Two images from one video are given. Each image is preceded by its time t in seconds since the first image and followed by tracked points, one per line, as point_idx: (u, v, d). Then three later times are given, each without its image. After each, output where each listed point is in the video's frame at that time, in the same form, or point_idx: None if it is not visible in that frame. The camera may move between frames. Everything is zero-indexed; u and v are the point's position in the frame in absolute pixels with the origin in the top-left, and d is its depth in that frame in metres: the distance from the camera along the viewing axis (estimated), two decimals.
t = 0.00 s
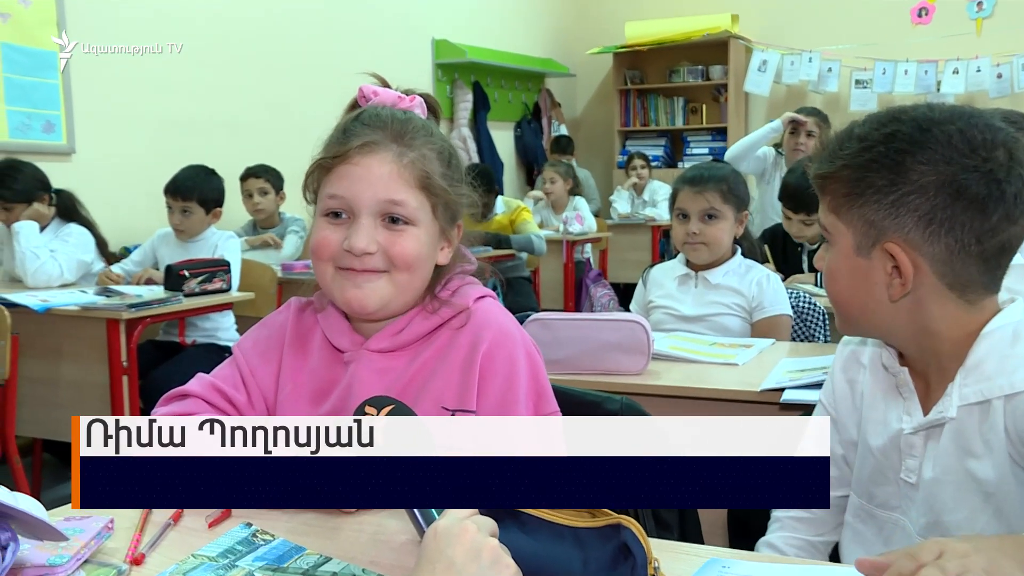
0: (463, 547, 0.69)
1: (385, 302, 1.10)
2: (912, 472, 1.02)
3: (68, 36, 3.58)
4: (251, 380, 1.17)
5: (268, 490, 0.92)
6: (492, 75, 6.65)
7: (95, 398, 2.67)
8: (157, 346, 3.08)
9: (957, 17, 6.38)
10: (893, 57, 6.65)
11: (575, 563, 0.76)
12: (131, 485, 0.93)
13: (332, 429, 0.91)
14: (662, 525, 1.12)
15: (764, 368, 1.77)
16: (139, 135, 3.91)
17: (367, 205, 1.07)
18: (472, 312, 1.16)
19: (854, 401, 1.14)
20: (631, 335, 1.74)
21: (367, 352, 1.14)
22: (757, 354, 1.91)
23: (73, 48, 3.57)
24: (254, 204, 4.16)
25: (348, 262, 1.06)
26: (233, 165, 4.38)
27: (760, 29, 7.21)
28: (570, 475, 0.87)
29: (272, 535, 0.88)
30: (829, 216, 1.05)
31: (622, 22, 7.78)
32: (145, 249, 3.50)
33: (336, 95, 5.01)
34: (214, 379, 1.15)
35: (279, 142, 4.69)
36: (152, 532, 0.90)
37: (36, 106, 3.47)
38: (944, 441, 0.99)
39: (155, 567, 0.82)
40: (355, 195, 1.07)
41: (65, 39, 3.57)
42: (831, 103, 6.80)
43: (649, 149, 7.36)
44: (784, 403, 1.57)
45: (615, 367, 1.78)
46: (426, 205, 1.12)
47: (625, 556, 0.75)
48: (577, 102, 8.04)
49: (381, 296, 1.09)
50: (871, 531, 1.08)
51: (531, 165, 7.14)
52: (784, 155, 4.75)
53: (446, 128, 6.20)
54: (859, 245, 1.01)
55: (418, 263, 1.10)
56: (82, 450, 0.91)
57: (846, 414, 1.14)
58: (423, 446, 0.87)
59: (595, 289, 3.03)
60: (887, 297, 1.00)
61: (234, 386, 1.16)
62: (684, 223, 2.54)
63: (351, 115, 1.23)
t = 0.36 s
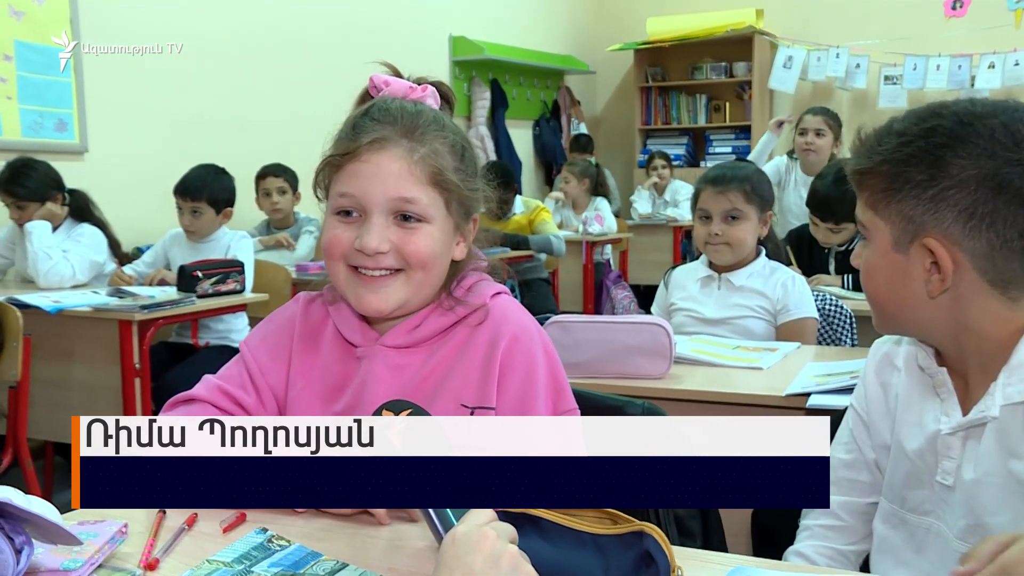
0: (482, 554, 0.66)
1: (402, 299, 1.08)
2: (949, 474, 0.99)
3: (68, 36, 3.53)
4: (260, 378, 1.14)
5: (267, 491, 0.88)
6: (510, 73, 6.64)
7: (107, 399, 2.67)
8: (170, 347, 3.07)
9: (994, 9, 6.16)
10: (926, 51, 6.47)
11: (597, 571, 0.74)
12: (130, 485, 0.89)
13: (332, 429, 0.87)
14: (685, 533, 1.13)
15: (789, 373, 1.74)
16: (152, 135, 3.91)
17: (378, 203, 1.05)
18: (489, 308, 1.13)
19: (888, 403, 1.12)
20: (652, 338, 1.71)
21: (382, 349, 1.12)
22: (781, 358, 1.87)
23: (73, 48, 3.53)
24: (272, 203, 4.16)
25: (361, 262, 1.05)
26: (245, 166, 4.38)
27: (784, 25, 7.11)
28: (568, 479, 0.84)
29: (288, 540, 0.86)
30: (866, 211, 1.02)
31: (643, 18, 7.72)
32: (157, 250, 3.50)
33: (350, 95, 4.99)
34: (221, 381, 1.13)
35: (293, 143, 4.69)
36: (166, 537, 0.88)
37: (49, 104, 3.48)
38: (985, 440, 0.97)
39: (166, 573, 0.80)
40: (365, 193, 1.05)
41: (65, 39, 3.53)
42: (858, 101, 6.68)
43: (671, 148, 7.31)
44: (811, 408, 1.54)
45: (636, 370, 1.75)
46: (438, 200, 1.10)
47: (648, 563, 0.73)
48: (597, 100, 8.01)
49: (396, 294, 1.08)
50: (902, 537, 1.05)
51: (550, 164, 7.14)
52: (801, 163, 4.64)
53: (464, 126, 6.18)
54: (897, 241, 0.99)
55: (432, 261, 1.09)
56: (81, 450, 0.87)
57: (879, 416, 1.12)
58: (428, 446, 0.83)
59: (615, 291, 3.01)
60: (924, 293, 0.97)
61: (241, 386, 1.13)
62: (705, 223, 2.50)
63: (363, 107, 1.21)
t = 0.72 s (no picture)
0: (499, 561, 0.63)
1: (420, 303, 1.06)
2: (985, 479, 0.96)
3: (69, 36, 3.50)
4: (275, 383, 1.12)
5: (264, 491, 0.92)
6: (526, 70, 6.61)
7: (117, 400, 2.65)
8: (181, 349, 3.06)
9: None
10: (959, 45, 6.32)
11: None
12: (129, 486, 0.94)
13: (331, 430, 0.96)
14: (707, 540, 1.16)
15: (814, 377, 1.70)
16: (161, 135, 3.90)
17: (388, 205, 1.03)
18: (509, 313, 1.10)
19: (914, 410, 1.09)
20: (673, 341, 1.68)
21: (399, 353, 1.10)
22: (806, 362, 1.84)
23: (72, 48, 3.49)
24: (288, 203, 4.14)
25: (375, 265, 1.02)
26: (255, 167, 4.37)
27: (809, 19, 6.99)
28: (558, 482, 0.93)
29: (302, 547, 0.83)
30: (898, 212, 0.99)
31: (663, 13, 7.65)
32: (167, 250, 3.50)
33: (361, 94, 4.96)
34: (235, 385, 1.10)
35: (303, 143, 4.67)
36: (178, 542, 0.86)
37: (58, 102, 3.48)
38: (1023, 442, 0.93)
39: None
40: (373, 195, 1.02)
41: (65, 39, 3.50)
42: (886, 97, 6.57)
43: (693, 145, 7.21)
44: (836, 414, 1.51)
45: (657, 374, 1.72)
46: (449, 196, 1.07)
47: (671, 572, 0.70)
48: (617, 97, 7.94)
49: (414, 296, 1.05)
50: (933, 547, 1.02)
51: (568, 163, 7.10)
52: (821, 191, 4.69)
53: (479, 124, 6.15)
54: (934, 240, 0.95)
55: (448, 259, 1.06)
56: (82, 450, 0.94)
57: (903, 423, 1.09)
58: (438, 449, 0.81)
59: (634, 293, 2.97)
60: (965, 292, 0.94)
61: (255, 391, 1.11)
62: (727, 223, 2.48)
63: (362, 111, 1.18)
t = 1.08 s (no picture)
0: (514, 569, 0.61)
1: (425, 313, 1.03)
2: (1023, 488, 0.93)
3: (69, 36, 3.49)
4: (281, 386, 1.10)
5: (265, 492, 0.91)
6: (541, 65, 6.57)
7: (123, 402, 2.64)
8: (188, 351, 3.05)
9: None
10: (988, 37, 6.20)
11: None
12: (130, 486, 0.93)
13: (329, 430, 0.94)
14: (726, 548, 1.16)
15: (837, 381, 1.67)
16: (168, 135, 3.90)
17: (395, 215, 1.00)
18: (507, 324, 1.07)
19: (920, 418, 1.05)
20: (691, 343, 1.66)
21: (396, 362, 1.07)
22: (828, 365, 1.80)
23: (72, 47, 3.48)
24: (295, 203, 4.12)
25: (380, 277, 0.99)
26: (263, 168, 4.35)
27: (830, 12, 6.89)
28: (558, 481, 0.92)
29: (312, 552, 0.80)
30: (945, 197, 0.94)
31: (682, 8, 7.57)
32: (173, 250, 3.49)
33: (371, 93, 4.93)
34: (242, 387, 1.08)
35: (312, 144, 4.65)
36: (185, 548, 0.84)
37: (63, 99, 3.48)
38: None
39: None
40: (380, 205, 0.99)
41: (65, 39, 3.49)
42: (912, 91, 6.49)
43: (712, 142, 7.15)
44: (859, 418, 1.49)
45: (675, 377, 1.69)
46: (455, 205, 1.04)
47: None
48: (634, 93, 7.90)
49: (420, 307, 1.02)
50: (955, 564, 0.99)
51: (583, 160, 7.05)
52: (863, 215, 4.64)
53: (493, 121, 6.10)
54: (988, 228, 0.92)
55: (455, 269, 1.03)
56: (82, 450, 0.92)
57: (912, 432, 1.04)
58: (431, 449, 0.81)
59: (651, 294, 2.94)
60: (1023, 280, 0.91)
61: (263, 392, 1.09)
62: (747, 222, 2.45)
63: (360, 116, 1.14)
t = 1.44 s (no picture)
0: None
1: (437, 317, 1.01)
2: None
3: (69, 36, 3.48)
4: (293, 391, 1.08)
5: (267, 491, 0.88)
6: (555, 61, 6.55)
7: (129, 403, 2.63)
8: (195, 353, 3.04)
9: None
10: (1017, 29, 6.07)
11: None
12: (131, 486, 0.90)
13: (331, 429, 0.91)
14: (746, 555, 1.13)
15: (859, 384, 1.64)
16: (173, 135, 3.88)
17: (404, 219, 0.97)
18: (525, 325, 1.05)
19: (946, 420, 1.03)
20: (709, 345, 1.63)
21: (411, 365, 1.05)
22: (850, 368, 1.77)
23: (72, 48, 3.47)
24: (304, 201, 4.11)
25: (390, 281, 0.97)
26: (271, 168, 4.34)
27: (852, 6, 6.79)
28: (556, 481, 0.88)
29: (322, 558, 0.78)
30: None
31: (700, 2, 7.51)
32: (179, 250, 3.47)
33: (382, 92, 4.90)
34: (254, 390, 1.06)
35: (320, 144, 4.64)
36: (193, 553, 0.82)
37: (68, 95, 3.49)
38: None
39: None
40: (389, 209, 0.97)
41: (65, 39, 3.48)
42: (938, 87, 6.38)
43: (729, 140, 7.08)
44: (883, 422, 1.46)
45: (693, 380, 1.66)
46: (467, 208, 1.02)
47: None
48: (650, 89, 7.86)
49: (432, 312, 1.00)
50: (993, 568, 0.98)
51: (598, 158, 7.01)
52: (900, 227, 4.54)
53: (506, 117, 6.08)
54: None
55: (467, 273, 1.01)
56: (81, 451, 0.89)
57: (940, 435, 1.03)
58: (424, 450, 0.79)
59: (667, 295, 2.91)
60: None
61: (275, 397, 1.07)
62: (766, 223, 2.41)
63: (372, 115, 1.11)
